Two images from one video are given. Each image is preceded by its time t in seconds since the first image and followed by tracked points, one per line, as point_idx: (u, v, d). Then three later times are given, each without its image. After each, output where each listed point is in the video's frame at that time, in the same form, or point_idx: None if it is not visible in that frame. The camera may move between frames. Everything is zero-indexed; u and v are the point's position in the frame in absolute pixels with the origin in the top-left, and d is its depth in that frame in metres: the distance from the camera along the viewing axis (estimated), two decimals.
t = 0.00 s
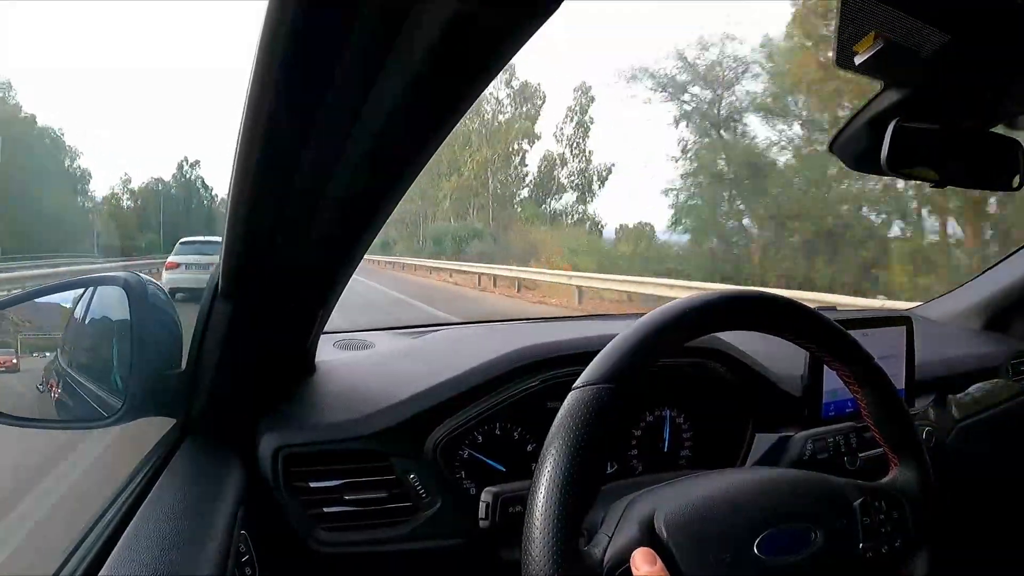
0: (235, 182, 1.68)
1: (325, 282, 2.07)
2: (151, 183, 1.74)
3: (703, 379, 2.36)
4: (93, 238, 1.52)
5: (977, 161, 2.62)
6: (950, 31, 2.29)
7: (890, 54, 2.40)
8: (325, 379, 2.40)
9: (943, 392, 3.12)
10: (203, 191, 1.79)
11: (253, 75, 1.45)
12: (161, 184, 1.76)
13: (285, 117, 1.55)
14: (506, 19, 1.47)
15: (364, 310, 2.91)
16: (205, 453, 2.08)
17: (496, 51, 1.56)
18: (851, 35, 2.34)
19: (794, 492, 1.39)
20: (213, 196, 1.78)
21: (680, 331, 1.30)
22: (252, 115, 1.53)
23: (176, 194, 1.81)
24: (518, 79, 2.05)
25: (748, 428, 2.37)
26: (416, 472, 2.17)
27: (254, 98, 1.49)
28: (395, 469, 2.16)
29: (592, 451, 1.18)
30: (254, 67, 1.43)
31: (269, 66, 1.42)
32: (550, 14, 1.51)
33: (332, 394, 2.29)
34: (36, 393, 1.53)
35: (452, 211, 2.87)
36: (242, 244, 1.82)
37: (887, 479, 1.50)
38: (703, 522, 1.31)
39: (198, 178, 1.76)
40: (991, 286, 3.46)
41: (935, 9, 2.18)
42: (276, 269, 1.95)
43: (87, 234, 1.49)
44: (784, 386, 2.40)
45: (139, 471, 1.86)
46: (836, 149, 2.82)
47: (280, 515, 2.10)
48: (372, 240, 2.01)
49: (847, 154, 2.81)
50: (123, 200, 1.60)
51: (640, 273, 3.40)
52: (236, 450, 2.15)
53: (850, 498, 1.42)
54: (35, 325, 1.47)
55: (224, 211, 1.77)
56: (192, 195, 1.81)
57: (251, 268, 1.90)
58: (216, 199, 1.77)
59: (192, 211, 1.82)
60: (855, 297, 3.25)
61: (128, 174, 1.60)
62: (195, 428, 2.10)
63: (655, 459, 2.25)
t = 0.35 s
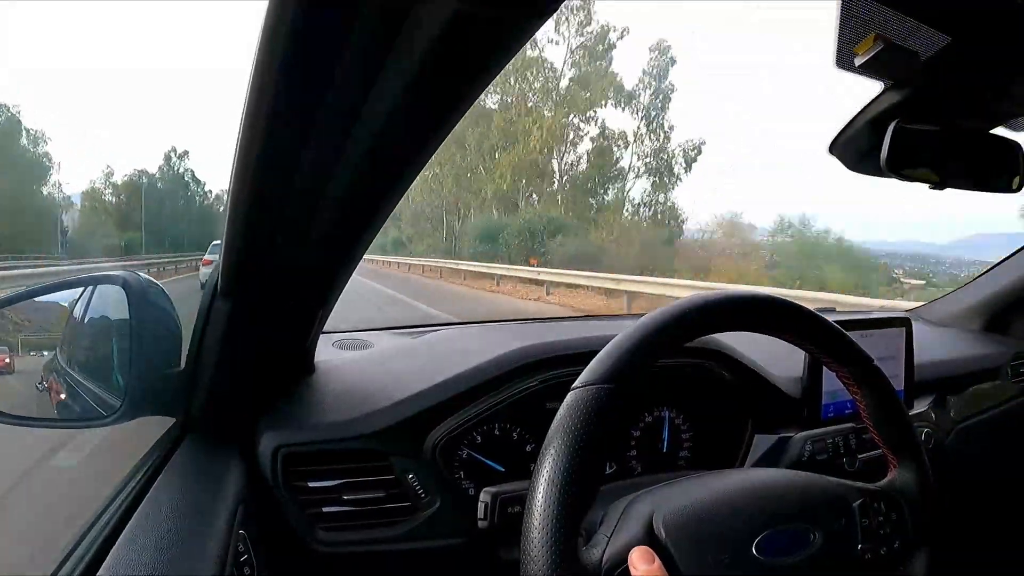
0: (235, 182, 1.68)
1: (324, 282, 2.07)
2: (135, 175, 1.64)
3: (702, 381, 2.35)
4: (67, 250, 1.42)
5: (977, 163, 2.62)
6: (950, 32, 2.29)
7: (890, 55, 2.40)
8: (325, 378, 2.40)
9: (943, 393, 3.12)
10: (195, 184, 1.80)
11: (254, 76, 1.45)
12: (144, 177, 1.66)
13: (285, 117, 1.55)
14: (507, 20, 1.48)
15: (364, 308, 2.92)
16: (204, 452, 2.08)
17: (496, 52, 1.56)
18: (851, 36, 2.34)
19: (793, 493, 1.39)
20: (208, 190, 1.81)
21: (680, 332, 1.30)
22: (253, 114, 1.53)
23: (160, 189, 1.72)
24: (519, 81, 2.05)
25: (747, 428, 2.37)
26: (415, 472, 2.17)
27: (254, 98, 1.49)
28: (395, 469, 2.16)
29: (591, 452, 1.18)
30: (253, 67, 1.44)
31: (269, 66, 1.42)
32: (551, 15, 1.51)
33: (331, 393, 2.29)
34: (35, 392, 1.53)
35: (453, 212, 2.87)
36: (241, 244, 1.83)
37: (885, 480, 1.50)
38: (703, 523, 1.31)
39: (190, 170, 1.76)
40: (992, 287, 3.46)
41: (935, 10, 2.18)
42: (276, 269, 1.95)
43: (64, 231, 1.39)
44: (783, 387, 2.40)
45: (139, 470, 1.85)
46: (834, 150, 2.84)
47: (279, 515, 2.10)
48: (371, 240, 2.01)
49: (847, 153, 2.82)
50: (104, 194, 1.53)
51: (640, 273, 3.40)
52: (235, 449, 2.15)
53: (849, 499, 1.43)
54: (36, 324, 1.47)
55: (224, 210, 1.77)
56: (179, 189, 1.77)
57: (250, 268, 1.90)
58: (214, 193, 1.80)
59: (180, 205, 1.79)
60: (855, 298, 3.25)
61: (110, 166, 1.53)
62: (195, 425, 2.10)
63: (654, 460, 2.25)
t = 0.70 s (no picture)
0: (235, 181, 1.69)
1: (323, 283, 2.07)
2: (114, 166, 1.53)
3: (702, 383, 2.35)
4: (36, 247, 1.32)
5: (977, 166, 2.62)
6: (949, 34, 2.29)
7: (891, 58, 2.39)
8: (324, 379, 2.40)
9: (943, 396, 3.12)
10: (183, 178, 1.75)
11: (254, 74, 1.47)
12: (123, 168, 1.55)
13: (284, 116, 1.56)
14: (507, 20, 1.48)
15: (363, 310, 2.92)
16: (203, 453, 2.08)
17: (495, 53, 1.57)
18: (851, 39, 2.34)
19: (792, 496, 1.39)
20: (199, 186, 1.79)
21: (678, 332, 1.30)
22: (253, 112, 1.54)
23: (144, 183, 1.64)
24: (520, 83, 2.05)
25: (747, 431, 2.37)
26: (415, 473, 2.17)
27: (254, 96, 1.50)
28: (394, 470, 2.16)
29: (589, 454, 1.18)
30: (254, 67, 1.45)
31: (269, 64, 1.44)
32: (551, 16, 1.51)
33: (331, 395, 2.29)
34: (35, 393, 1.53)
35: (453, 214, 2.88)
36: (241, 243, 1.83)
37: (884, 483, 1.50)
38: (703, 526, 1.31)
39: (177, 163, 1.71)
40: (991, 289, 3.46)
41: (935, 13, 2.18)
42: (275, 270, 1.95)
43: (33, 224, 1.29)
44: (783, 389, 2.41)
45: (137, 471, 1.86)
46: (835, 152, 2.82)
47: (278, 516, 2.10)
48: (371, 242, 2.01)
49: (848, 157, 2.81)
50: (81, 189, 1.42)
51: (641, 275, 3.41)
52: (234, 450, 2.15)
53: (847, 503, 1.43)
54: (35, 326, 1.48)
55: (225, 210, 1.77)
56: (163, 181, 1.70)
57: (250, 268, 1.90)
58: (206, 190, 1.80)
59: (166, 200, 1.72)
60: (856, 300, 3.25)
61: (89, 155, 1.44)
62: (194, 426, 2.10)
63: (653, 462, 2.25)
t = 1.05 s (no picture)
0: (235, 180, 1.69)
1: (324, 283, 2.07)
2: (90, 155, 1.47)
3: (703, 380, 2.35)
4: (4, 245, 1.21)
5: (977, 162, 2.65)
6: (950, 30, 2.29)
7: (892, 54, 2.39)
8: (325, 378, 2.40)
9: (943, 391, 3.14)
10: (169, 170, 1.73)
11: (253, 73, 1.48)
12: (100, 156, 1.49)
13: (284, 116, 1.56)
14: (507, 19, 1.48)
15: (364, 308, 2.92)
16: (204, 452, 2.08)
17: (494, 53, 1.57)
18: (852, 35, 2.34)
19: (793, 492, 1.39)
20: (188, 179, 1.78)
21: (679, 329, 1.30)
22: (253, 111, 1.55)
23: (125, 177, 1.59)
24: (519, 80, 2.05)
25: (747, 427, 2.37)
26: (416, 471, 2.17)
27: (253, 95, 1.51)
28: (395, 468, 2.16)
29: (590, 451, 1.18)
30: (254, 66, 1.46)
31: (268, 62, 1.45)
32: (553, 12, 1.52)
33: (332, 393, 2.29)
34: (36, 393, 1.54)
35: (453, 212, 2.88)
36: (242, 244, 1.83)
37: (885, 479, 1.50)
38: (704, 523, 1.31)
39: (163, 153, 1.69)
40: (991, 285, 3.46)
41: (935, 8, 2.18)
42: (275, 270, 1.95)
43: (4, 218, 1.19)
44: (783, 386, 2.42)
45: (138, 472, 1.85)
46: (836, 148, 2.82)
47: (280, 514, 2.10)
48: (371, 242, 2.01)
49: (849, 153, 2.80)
50: (54, 181, 1.35)
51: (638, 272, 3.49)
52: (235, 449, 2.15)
53: (848, 498, 1.43)
54: (37, 326, 1.48)
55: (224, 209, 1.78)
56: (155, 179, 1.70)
57: (250, 267, 1.90)
58: (198, 184, 1.79)
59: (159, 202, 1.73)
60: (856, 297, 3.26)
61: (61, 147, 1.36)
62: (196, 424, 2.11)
63: (654, 459, 2.26)
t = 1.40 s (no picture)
0: (234, 179, 1.69)
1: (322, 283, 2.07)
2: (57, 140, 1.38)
3: (702, 380, 2.35)
4: None
5: (976, 163, 2.64)
6: (948, 31, 2.29)
7: (890, 55, 2.39)
8: (324, 378, 2.40)
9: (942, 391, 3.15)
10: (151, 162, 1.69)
11: (253, 72, 1.48)
12: (68, 141, 1.41)
13: (283, 116, 1.56)
14: (505, 19, 1.48)
15: (362, 308, 2.92)
16: (203, 452, 2.08)
17: (492, 54, 1.57)
18: (850, 36, 2.34)
19: (793, 493, 1.39)
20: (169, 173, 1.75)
21: (678, 330, 1.30)
22: (252, 112, 1.55)
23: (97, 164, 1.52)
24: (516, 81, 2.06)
25: (746, 428, 2.37)
26: (415, 472, 2.17)
27: (253, 94, 1.51)
28: (394, 469, 2.16)
29: (590, 452, 1.18)
30: (253, 67, 1.46)
31: (268, 63, 1.45)
32: (552, 12, 1.52)
33: (331, 393, 2.29)
34: (35, 392, 1.55)
35: (451, 212, 2.88)
36: (241, 244, 1.83)
37: (885, 480, 1.50)
38: (704, 523, 1.31)
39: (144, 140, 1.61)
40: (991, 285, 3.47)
41: (933, 9, 2.18)
42: (274, 270, 1.95)
43: None
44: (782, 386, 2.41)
45: (137, 472, 1.85)
46: (834, 151, 2.79)
47: (279, 514, 2.10)
48: (370, 242, 2.01)
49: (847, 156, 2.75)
50: (22, 171, 1.29)
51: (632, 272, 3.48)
52: (234, 449, 2.15)
53: (848, 499, 1.43)
54: (36, 326, 1.48)
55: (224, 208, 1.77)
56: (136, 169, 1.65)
57: (248, 267, 1.90)
58: (188, 178, 1.80)
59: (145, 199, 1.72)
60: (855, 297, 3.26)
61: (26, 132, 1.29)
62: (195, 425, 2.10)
63: (654, 460, 2.26)
